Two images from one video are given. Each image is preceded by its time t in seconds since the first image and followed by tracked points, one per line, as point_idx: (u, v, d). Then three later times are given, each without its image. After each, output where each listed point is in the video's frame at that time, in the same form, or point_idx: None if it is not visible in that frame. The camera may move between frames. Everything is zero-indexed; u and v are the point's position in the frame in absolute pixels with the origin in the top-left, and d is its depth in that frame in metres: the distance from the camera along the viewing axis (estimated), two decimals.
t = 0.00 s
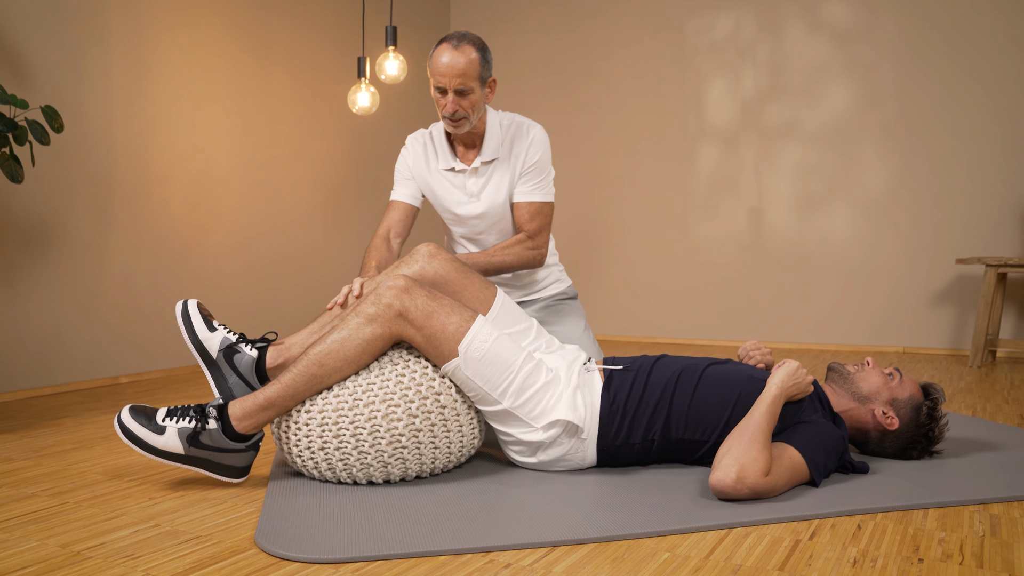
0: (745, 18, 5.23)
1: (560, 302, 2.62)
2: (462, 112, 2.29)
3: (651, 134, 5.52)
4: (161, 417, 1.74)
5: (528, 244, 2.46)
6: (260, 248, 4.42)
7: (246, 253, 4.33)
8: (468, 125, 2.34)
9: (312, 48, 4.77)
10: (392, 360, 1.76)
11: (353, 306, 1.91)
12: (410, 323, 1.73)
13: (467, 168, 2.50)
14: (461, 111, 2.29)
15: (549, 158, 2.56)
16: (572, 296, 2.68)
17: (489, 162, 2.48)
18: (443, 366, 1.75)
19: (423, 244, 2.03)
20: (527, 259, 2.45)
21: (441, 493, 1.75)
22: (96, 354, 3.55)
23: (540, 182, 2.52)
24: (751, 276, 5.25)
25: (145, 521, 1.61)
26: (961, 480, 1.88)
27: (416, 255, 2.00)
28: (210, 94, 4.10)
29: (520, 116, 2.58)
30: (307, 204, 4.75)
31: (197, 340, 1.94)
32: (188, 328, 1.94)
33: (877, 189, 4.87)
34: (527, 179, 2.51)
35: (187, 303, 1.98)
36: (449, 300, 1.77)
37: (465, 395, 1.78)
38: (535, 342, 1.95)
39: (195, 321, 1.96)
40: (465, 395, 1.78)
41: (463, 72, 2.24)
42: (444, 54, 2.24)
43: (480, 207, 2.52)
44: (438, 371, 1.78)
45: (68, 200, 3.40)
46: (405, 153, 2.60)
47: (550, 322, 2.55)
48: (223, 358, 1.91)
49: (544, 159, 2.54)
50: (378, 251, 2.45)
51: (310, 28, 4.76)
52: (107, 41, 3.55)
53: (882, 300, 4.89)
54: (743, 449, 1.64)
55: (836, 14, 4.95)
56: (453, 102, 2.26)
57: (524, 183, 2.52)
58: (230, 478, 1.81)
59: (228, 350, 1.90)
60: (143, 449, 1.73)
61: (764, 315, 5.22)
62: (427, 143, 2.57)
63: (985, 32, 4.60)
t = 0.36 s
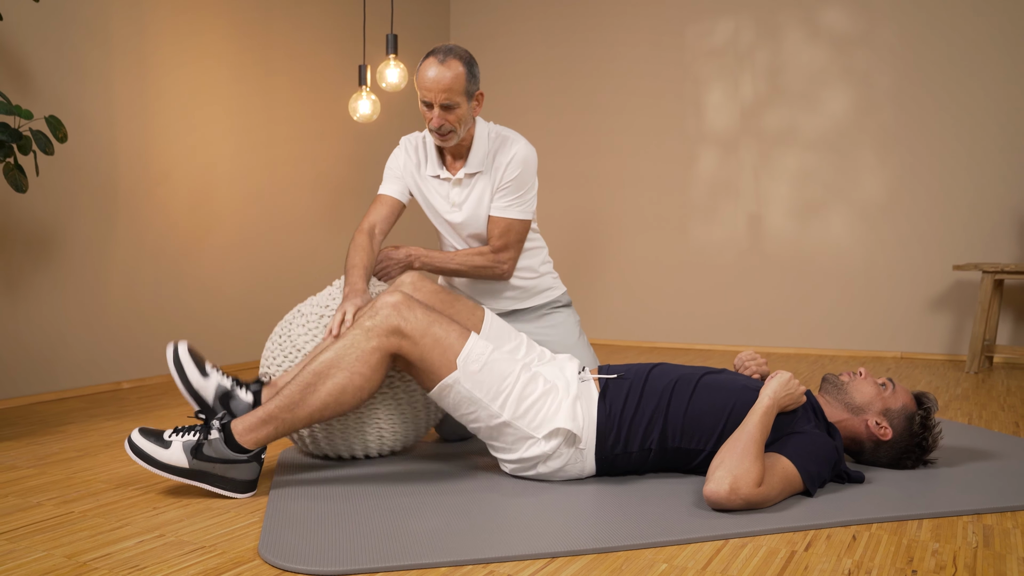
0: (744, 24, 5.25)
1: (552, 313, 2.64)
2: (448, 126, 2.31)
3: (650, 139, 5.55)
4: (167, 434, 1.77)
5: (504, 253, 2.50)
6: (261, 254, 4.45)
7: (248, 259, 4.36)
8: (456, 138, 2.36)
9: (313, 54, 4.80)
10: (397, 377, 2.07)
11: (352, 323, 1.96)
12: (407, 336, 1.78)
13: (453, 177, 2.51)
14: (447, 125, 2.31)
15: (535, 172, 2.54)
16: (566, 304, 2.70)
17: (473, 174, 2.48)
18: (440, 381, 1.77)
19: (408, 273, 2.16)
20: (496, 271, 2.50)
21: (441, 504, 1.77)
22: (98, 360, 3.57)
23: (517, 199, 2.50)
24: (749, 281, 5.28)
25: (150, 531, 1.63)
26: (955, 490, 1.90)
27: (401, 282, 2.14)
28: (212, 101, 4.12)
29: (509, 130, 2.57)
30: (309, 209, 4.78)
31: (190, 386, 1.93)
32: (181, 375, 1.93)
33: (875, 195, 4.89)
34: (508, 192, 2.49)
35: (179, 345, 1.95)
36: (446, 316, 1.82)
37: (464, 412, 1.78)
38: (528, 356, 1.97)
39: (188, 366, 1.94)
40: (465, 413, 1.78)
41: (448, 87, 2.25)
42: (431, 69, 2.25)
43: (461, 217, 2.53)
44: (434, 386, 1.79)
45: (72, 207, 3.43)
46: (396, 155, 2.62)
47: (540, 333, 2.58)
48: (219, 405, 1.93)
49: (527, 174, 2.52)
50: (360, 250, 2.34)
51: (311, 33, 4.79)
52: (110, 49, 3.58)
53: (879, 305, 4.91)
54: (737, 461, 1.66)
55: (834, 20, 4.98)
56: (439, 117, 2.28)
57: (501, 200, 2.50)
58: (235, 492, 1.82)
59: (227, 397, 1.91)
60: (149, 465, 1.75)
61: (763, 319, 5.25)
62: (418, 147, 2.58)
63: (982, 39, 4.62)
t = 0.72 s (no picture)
0: (743, 25, 5.25)
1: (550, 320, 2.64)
2: (448, 141, 2.33)
3: (650, 141, 5.55)
4: (162, 444, 1.78)
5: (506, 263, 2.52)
6: (261, 256, 4.45)
7: (247, 262, 4.36)
8: (457, 152, 2.38)
9: (312, 57, 4.80)
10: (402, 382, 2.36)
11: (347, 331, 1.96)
12: (401, 346, 1.77)
13: (458, 191, 2.52)
14: (448, 140, 2.33)
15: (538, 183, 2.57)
16: (566, 312, 2.71)
17: (478, 187, 2.50)
18: (438, 390, 1.75)
19: (410, 274, 2.20)
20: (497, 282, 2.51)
21: (439, 509, 1.78)
22: (98, 363, 3.57)
23: (521, 209, 2.54)
24: (749, 283, 5.28)
25: (148, 538, 1.64)
26: (952, 495, 1.91)
27: (404, 284, 2.17)
28: (211, 104, 4.13)
29: (511, 143, 2.60)
30: (308, 212, 4.78)
31: (216, 415, 2.06)
32: (206, 405, 2.06)
33: (874, 196, 4.90)
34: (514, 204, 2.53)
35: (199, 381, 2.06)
36: (441, 324, 1.81)
37: (463, 420, 1.77)
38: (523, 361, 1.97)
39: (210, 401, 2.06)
40: (462, 422, 1.77)
41: (450, 103, 2.27)
42: (432, 84, 2.28)
43: (467, 229, 2.53)
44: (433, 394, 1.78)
45: (71, 211, 3.43)
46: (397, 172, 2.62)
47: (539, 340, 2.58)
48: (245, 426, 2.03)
49: (531, 185, 2.55)
50: (364, 264, 2.45)
51: (310, 36, 4.79)
52: (109, 53, 3.58)
53: (878, 306, 4.92)
54: (735, 466, 1.67)
55: (833, 22, 4.98)
56: (441, 132, 2.29)
57: (505, 210, 2.53)
58: (232, 499, 1.82)
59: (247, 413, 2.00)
60: (144, 476, 1.77)
61: (762, 321, 5.25)
62: (420, 162, 2.58)
63: (981, 41, 4.63)
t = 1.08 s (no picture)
0: (744, 26, 5.24)
1: (554, 324, 2.63)
2: (460, 142, 2.34)
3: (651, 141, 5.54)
4: (157, 454, 1.81)
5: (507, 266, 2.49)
6: (262, 257, 4.45)
7: (248, 263, 4.36)
8: (468, 154, 2.38)
9: (313, 58, 4.80)
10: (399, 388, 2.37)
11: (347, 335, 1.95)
12: (400, 356, 1.76)
13: (466, 192, 2.53)
14: (460, 141, 2.34)
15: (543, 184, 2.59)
16: (568, 317, 2.69)
17: (486, 188, 2.51)
18: (439, 401, 1.75)
19: (422, 266, 2.18)
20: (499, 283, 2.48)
21: (439, 513, 1.77)
22: (99, 365, 3.57)
23: (525, 211, 2.54)
24: (751, 284, 5.27)
25: (148, 540, 1.64)
26: (956, 499, 1.90)
27: (416, 276, 2.15)
28: (212, 105, 4.13)
29: (518, 147, 2.62)
30: (310, 213, 4.78)
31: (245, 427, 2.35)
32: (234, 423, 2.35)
33: (876, 198, 4.88)
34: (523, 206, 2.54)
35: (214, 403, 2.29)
36: (440, 332, 1.80)
37: (464, 429, 1.77)
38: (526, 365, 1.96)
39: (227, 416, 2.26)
40: (461, 429, 1.77)
41: (462, 104, 2.29)
42: (445, 86, 2.28)
43: (474, 230, 2.53)
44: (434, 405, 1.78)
45: (72, 212, 3.43)
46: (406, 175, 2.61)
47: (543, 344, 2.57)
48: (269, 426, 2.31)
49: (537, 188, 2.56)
50: (380, 269, 2.42)
51: (312, 37, 4.79)
52: (110, 54, 3.59)
53: (880, 308, 4.90)
54: (736, 468, 1.66)
55: (835, 23, 4.97)
56: (452, 133, 2.31)
57: (510, 211, 2.54)
58: (230, 502, 1.82)
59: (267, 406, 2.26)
60: (143, 488, 1.80)
61: (764, 322, 5.24)
62: (429, 165, 2.59)
63: (984, 42, 4.61)
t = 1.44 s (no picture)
0: (749, 25, 5.23)
1: (558, 323, 2.62)
2: (478, 143, 2.34)
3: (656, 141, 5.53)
4: (173, 434, 1.77)
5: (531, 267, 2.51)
6: (267, 257, 4.46)
7: (253, 263, 4.37)
8: (485, 153, 2.38)
9: (317, 58, 4.81)
10: (405, 389, 2.37)
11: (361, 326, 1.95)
12: (411, 339, 1.76)
13: (479, 190, 2.52)
14: (478, 143, 2.33)
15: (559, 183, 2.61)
16: (574, 316, 2.68)
17: (501, 185, 2.51)
18: (444, 384, 1.75)
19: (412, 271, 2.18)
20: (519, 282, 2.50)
21: (441, 512, 1.77)
22: (104, 364, 3.58)
23: (543, 209, 2.56)
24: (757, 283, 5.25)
25: (150, 538, 1.63)
26: (963, 499, 1.88)
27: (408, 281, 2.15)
28: (217, 105, 4.14)
29: (530, 143, 2.62)
30: (314, 213, 4.78)
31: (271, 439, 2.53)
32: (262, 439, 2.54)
33: (882, 197, 4.86)
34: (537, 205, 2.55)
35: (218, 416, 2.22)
36: (453, 320, 1.81)
37: (468, 415, 1.75)
38: (533, 359, 1.95)
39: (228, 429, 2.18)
40: (467, 414, 1.75)
41: (478, 107, 2.26)
42: (459, 88, 2.25)
43: (489, 228, 2.53)
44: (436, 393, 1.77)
45: (76, 212, 3.44)
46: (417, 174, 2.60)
47: (548, 344, 2.56)
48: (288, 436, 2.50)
49: (550, 186, 2.58)
50: (381, 268, 2.40)
51: (316, 36, 4.80)
52: (115, 54, 3.59)
53: (886, 307, 4.88)
54: (739, 467, 1.65)
55: (840, 21, 4.95)
56: (471, 136, 2.30)
57: (528, 210, 2.56)
58: (236, 497, 1.82)
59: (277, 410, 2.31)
60: (153, 462, 1.76)
61: (770, 321, 5.22)
62: (440, 163, 2.58)
63: (990, 40, 4.59)
